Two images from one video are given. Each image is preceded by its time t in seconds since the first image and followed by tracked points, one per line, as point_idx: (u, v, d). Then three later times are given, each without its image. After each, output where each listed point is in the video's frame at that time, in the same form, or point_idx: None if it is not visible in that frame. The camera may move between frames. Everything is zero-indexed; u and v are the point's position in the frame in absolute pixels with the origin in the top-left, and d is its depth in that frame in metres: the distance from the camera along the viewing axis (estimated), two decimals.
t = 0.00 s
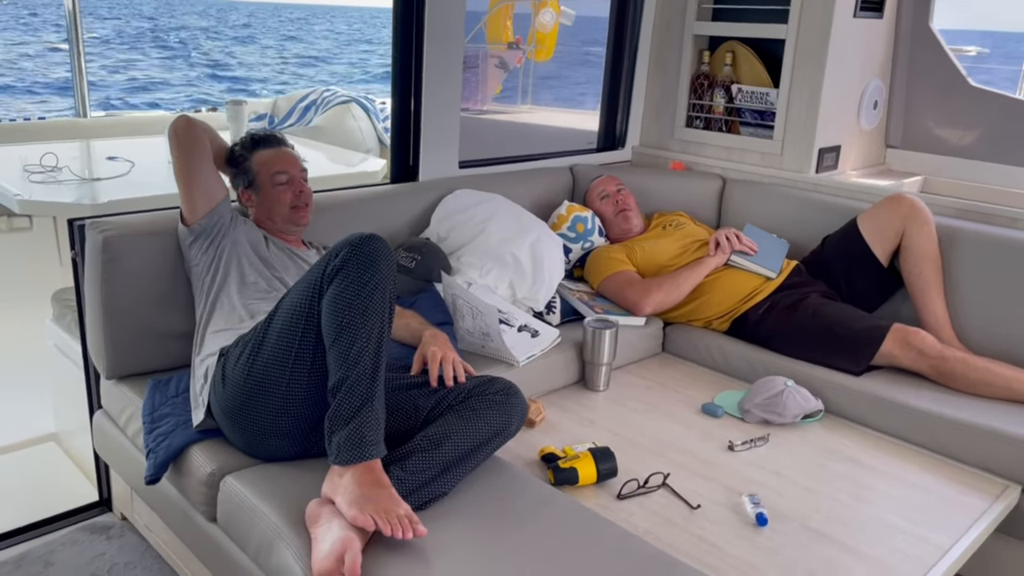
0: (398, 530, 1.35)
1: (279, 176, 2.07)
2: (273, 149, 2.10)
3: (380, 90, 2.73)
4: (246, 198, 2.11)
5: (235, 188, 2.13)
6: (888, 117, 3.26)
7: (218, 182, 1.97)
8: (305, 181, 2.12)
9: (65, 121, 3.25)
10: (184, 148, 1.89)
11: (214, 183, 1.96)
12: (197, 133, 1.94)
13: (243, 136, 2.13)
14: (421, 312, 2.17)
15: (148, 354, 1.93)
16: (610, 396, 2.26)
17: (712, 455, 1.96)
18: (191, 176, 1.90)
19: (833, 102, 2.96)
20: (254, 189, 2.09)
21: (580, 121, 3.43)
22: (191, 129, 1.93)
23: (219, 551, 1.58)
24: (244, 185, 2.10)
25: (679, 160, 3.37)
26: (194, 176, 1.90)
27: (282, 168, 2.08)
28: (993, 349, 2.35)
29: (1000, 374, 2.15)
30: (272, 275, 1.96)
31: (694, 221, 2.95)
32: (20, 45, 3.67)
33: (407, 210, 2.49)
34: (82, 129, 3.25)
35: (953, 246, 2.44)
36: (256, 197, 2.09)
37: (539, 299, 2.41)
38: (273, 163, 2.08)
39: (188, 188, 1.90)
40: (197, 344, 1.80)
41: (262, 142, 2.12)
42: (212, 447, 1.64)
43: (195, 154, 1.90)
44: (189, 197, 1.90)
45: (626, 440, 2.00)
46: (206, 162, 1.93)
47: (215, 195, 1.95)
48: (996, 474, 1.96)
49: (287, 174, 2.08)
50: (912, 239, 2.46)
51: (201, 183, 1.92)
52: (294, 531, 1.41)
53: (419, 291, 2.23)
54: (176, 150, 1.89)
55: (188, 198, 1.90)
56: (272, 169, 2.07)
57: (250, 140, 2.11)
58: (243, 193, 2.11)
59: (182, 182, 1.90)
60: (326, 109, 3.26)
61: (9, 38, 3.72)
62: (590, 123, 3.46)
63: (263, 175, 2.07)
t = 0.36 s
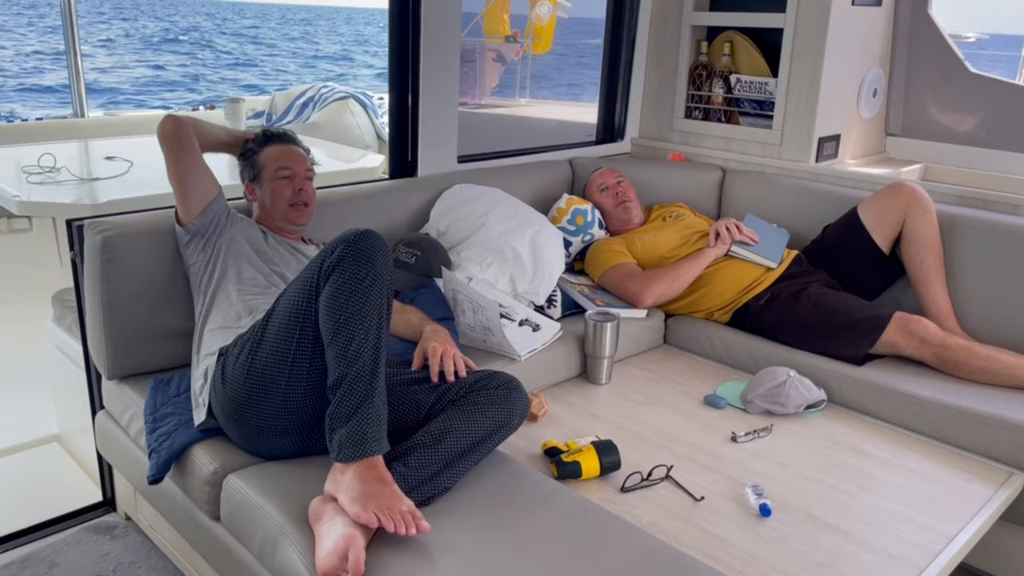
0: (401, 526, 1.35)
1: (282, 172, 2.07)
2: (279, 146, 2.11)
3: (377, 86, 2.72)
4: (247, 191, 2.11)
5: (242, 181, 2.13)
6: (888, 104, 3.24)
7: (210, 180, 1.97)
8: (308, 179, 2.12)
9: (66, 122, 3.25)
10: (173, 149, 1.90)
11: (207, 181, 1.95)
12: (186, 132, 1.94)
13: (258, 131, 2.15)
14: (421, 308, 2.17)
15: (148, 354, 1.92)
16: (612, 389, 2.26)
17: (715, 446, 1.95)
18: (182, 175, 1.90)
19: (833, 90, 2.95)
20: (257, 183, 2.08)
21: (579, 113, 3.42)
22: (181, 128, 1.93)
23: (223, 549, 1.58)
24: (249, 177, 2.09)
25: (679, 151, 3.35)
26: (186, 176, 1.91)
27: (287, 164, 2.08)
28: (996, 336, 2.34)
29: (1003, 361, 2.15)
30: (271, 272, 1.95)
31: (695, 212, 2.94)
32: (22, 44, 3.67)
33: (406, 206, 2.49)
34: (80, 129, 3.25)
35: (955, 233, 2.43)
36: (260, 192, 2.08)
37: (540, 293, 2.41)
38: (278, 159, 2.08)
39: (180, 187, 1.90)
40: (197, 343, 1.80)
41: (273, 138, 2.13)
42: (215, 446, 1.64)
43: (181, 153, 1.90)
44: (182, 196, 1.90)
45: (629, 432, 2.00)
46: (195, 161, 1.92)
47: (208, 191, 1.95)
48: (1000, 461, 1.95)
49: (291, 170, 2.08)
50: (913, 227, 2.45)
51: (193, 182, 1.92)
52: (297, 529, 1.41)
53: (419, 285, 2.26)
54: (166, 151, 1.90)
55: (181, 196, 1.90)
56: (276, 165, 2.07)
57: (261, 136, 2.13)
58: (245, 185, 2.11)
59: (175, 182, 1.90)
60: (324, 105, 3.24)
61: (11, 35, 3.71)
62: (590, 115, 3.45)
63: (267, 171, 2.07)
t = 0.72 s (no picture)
0: (399, 522, 1.35)
1: (270, 165, 2.08)
2: (265, 143, 2.12)
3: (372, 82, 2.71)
4: (239, 190, 2.12)
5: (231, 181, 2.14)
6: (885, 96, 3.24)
7: (206, 176, 1.96)
8: (297, 173, 2.12)
9: (61, 119, 3.21)
10: (169, 146, 1.91)
11: (202, 178, 1.96)
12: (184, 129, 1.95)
13: (247, 130, 2.18)
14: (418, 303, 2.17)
15: (145, 351, 1.92)
16: (610, 383, 2.26)
17: (712, 440, 1.96)
18: (178, 171, 1.91)
19: (829, 84, 2.95)
20: (247, 180, 2.09)
21: (575, 108, 3.41)
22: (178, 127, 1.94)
23: (221, 546, 1.58)
24: (238, 177, 2.11)
25: (675, 145, 3.35)
26: (181, 172, 1.91)
27: (275, 158, 2.09)
28: (992, 329, 2.35)
29: (1000, 353, 2.15)
30: (267, 267, 1.95)
31: (691, 206, 2.94)
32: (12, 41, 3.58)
33: (402, 201, 2.48)
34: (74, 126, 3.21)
35: (951, 226, 2.43)
36: (250, 187, 2.09)
37: (537, 287, 2.41)
38: (266, 153, 2.09)
39: (176, 183, 1.91)
40: (193, 340, 1.80)
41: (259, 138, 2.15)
42: (212, 443, 1.64)
43: (178, 149, 1.91)
44: (177, 193, 1.91)
45: (626, 427, 2.00)
46: (191, 157, 1.93)
47: (202, 187, 1.95)
48: (996, 453, 1.96)
49: (279, 163, 2.09)
50: (910, 220, 2.45)
51: (188, 179, 1.92)
52: (295, 525, 1.41)
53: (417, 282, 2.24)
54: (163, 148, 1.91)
55: (176, 193, 1.90)
56: (264, 160, 2.09)
57: (250, 135, 2.15)
58: (236, 184, 2.12)
59: (170, 179, 1.91)
60: (321, 101, 3.14)
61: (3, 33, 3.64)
62: (586, 110, 3.45)
63: (255, 166, 2.08)
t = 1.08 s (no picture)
0: (393, 516, 1.35)
1: (263, 158, 2.08)
2: (258, 136, 2.12)
3: (368, 76, 2.69)
4: (234, 183, 2.11)
5: (225, 175, 2.14)
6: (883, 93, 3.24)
7: (204, 168, 1.96)
8: (292, 165, 2.12)
9: (57, 111, 3.17)
10: (168, 137, 1.90)
11: (200, 169, 1.95)
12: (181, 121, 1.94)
13: (240, 124, 2.17)
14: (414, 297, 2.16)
15: (140, 344, 1.91)
16: (605, 378, 2.26)
17: (708, 436, 1.96)
18: (176, 162, 1.90)
19: (827, 80, 2.94)
20: (241, 174, 2.09)
21: (571, 103, 3.40)
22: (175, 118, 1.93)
23: (215, 539, 1.58)
24: (233, 170, 2.10)
25: (672, 141, 3.34)
26: (179, 163, 1.90)
27: (269, 150, 2.09)
28: (987, 326, 2.35)
29: (995, 350, 2.15)
30: (262, 260, 1.94)
31: (688, 201, 2.93)
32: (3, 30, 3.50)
33: (398, 195, 2.48)
34: (69, 119, 3.18)
35: (947, 223, 2.43)
36: (245, 181, 2.08)
37: (533, 282, 2.41)
38: (260, 146, 2.09)
39: (173, 174, 1.90)
40: (188, 333, 1.79)
41: (253, 130, 2.14)
42: (206, 436, 1.64)
43: (177, 139, 1.90)
44: (175, 184, 1.90)
45: (621, 422, 2.00)
46: (189, 147, 1.92)
47: (200, 179, 1.94)
48: (990, 450, 1.96)
49: (272, 155, 2.08)
50: (907, 217, 2.45)
51: (186, 169, 1.91)
52: (289, 519, 1.40)
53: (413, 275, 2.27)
54: (161, 140, 1.91)
55: (175, 183, 1.90)
56: (258, 152, 2.08)
57: (244, 128, 2.15)
58: (232, 177, 2.11)
59: (168, 170, 1.90)
60: (318, 95, 3.13)
61: None
62: (584, 105, 3.44)
63: (250, 159, 2.08)
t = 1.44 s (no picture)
0: (392, 513, 1.35)
1: (264, 154, 2.08)
2: (260, 132, 2.12)
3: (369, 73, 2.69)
4: (235, 180, 2.11)
5: (226, 171, 2.14)
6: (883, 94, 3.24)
7: (205, 165, 1.96)
8: (292, 161, 2.12)
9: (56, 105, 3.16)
10: (169, 132, 1.90)
11: (202, 166, 1.95)
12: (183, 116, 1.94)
13: (241, 120, 2.17)
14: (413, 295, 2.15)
15: (140, 339, 1.91)
16: (604, 377, 2.27)
17: (706, 435, 1.96)
18: (177, 158, 1.90)
19: (828, 81, 2.95)
20: (242, 170, 2.09)
21: (572, 102, 3.40)
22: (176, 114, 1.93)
23: (214, 534, 1.58)
24: (234, 167, 2.10)
25: (673, 141, 3.34)
26: (181, 159, 1.90)
27: (269, 147, 2.09)
28: (985, 328, 2.36)
29: (993, 353, 2.16)
30: (263, 256, 1.94)
31: (688, 202, 2.94)
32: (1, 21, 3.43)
33: (398, 193, 2.48)
34: (68, 113, 3.17)
35: (947, 225, 2.44)
36: (246, 178, 2.08)
37: (533, 281, 2.41)
38: (261, 143, 2.09)
39: (175, 170, 1.90)
40: (188, 329, 1.79)
41: (255, 126, 2.14)
42: (206, 431, 1.64)
43: (178, 135, 1.90)
44: (176, 179, 1.90)
45: (620, 421, 2.00)
46: (190, 143, 1.92)
47: (201, 176, 1.94)
48: (987, 451, 1.97)
49: (273, 151, 2.08)
50: (906, 219, 2.45)
51: (187, 165, 1.91)
52: (288, 514, 1.41)
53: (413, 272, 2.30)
54: (162, 135, 1.90)
55: (176, 180, 1.90)
56: (259, 149, 2.08)
57: (245, 124, 2.14)
58: (233, 174, 2.11)
59: (169, 166, 1.90)
60: (318, 92, 3.11)
61: None
62: (584, 104, 3.44)
63: (251, 155, 2.08)
